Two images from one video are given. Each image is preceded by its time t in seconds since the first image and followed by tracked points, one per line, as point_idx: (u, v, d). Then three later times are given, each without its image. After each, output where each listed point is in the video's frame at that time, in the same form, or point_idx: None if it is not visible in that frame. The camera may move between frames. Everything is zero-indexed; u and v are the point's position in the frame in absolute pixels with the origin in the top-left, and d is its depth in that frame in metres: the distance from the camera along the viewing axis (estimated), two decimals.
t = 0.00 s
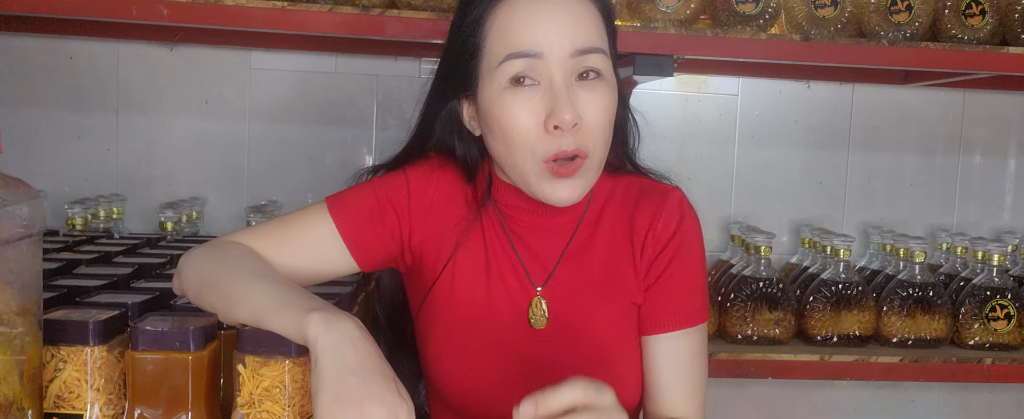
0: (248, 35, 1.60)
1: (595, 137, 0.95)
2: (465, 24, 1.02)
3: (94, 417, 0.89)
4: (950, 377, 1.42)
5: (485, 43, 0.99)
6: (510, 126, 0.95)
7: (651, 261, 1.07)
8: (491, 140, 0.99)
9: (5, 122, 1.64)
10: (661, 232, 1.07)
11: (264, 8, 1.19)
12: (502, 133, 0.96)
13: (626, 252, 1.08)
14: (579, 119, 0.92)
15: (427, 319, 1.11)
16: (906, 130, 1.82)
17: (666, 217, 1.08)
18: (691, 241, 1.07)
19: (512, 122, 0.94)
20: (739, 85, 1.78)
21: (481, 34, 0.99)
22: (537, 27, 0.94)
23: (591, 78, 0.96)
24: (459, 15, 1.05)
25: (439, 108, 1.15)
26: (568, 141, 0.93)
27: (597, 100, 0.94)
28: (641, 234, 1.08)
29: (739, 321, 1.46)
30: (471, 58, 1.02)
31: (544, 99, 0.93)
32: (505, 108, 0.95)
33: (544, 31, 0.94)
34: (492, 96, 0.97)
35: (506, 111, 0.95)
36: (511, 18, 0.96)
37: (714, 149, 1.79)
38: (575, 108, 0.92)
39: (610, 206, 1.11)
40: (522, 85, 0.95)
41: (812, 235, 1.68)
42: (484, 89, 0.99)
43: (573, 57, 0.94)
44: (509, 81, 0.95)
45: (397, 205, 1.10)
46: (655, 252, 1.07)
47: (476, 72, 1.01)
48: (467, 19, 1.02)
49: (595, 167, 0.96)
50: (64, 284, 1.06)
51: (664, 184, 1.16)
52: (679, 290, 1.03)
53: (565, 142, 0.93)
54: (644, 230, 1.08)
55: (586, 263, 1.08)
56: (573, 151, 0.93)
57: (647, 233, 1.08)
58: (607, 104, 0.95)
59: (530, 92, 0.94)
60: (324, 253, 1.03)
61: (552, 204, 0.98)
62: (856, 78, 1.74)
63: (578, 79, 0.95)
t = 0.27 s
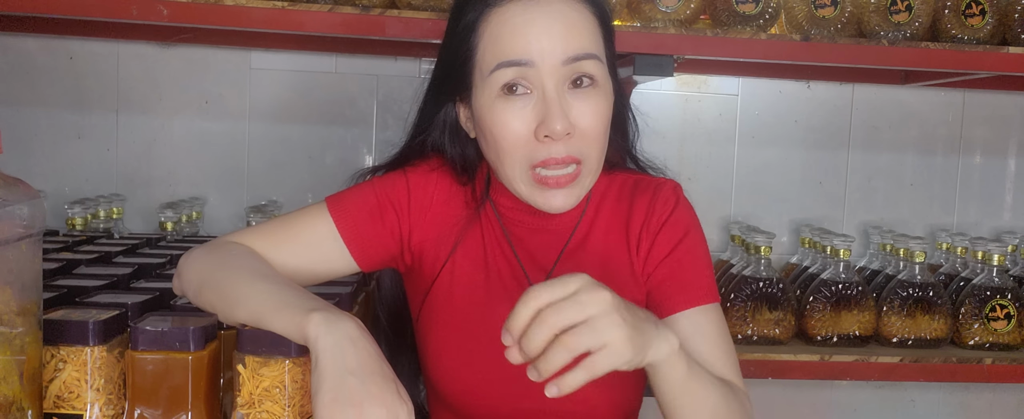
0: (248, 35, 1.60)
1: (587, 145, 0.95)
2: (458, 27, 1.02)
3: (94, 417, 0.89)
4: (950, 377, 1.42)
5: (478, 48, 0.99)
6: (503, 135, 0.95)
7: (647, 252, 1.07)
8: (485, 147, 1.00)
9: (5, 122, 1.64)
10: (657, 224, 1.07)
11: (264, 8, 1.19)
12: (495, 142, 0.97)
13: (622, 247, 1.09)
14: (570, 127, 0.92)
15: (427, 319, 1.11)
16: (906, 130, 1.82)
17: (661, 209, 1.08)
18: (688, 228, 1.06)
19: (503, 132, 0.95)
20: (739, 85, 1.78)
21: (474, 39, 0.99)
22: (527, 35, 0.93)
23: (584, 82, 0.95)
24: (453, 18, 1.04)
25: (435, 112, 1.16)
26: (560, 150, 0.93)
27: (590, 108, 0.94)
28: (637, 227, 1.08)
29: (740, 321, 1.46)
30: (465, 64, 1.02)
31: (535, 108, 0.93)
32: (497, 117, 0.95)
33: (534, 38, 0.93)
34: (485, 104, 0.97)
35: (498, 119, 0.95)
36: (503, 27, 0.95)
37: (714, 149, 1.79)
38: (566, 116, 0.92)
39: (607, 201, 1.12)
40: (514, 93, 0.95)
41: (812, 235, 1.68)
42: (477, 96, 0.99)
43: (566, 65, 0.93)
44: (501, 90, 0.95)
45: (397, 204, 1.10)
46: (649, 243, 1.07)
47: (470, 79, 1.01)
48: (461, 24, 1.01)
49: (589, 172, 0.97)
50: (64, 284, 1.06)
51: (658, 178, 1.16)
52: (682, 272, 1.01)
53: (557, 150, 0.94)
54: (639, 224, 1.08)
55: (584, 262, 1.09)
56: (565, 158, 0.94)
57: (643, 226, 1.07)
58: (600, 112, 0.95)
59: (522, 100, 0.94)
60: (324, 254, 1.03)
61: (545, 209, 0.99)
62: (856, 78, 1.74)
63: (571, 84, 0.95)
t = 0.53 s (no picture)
0: (248, 35, 1.60)
1: (590, 146, 0.94)
2: (460, 30, 1.02)
3: (94, 417, 0.89)
4: (950, 377, 1.42)
5: (480, 51, 0.99)
6: (505, 137, 0.94)
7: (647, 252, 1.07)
8: (488, 150, 0.99)
9: (5, 122, 1.64)
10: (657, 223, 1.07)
11: (264, 8, 1.19)
12: (497, 143, 0.96)
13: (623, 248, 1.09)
14: (573, 128, 0.91)
15: (427, 320, 1.11)
16: (906, 130, 1.82)
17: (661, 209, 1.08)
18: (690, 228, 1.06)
19: (505, 133, 0.94)
20: (739, 85, 1.78)
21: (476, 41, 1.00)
22: (528, 37, 0.93)
23: (586, 84, 0.94)
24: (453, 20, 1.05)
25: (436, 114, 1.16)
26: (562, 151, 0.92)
27: (592, 109, 0.93)
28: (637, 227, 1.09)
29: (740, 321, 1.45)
30: (466, 66, 1.02)
31: (537, 109, 0.92)
32: (499, 118, 0.95)
33: (535, 40, 0.93)
34: (487, 106, 0.96)
35: (500, 121, 0.94)
36: (504, 28, 0.95)
37: (714, 149, 1.79)
38: (569, 117, 0.91)
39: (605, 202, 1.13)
40: (516, 94, 0.94)
41: (812, 235, 1.68)
42: (479, 98, 0.98)
43: (567, 65, 0.93)
44: (502, 91, 0.95)
45: (398, 204, 1.10)
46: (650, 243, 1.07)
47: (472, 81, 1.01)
48: (463, 25, 1.01)
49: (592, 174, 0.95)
50: (64, 284, 1.06)
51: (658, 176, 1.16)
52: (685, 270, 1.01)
53: (560, 152, 0.92)
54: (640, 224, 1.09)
55: (585, 262, 1.08)
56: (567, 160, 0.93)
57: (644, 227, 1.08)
58: (603, 113, 0.94)
59: (523, 102, 0.94)
60: (324, 254, 1.03)
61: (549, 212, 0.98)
62: (856, 78, 1.74)
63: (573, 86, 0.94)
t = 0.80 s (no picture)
0: (248, 35, 1.60)
1: (598, 160, 0.95)
2: (454, 47, 1.01)
3: (94, 417, 0.89)
4: (950, 377, 1.42)
5: (477, 73, 0.98)
6: (516, 161, 0.95)
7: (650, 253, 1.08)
8: (496, 171, 1.00)
9: (4, 122, 1.64)
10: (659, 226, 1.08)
11: (264, 8, 1.19)
12: (507, 166, 0.97)
13: (625, 249, 1.09)
14: (582, 146, 0.93)
15: (428, 319, 1.11)
16: (906, 130, 1.82)
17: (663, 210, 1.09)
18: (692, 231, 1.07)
19: (515, 157, 0.95)
20: (739, 85, 1.78)
21: (472, 62, 0.98)
22: (528, 57, 0.93)
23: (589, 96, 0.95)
24: (445, 40, 1.03)
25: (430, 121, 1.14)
26: (573, 170, 0.94)
27: (597, 124, 0.94)
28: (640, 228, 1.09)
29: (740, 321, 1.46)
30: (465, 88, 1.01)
31: (545, 131, 0.93)
32: (507, 143, 0.95)
33: (536, 60, 0.92)
34: (493, 131, 0.97)
35: (509, 145, 0.95)
36: (502, 52, 0.95)
37: (714, 149, 1.79)
38: (577, 136, 0.92)
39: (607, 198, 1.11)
40: (522, 117, 0.95)
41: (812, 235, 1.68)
42: (483, 123, 0.98)
43: (570, 83, 0.93)
44: (508, 116, 0.95)
45: (398, 205, 1.10)
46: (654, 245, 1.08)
47: (471, 104, 1.00)
48: (458, 44, 1.00)
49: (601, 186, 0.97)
50: (64, 284, 1.06)
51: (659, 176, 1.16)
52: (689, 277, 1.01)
53: (571, 171, 0.94)
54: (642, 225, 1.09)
55: (588, 263, 1.08)
56: (580, 177, 0.94)
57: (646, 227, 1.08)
58: (608, 126, 0.95)
59: (530, 124, 0.94)
60: (324, 254, 1.03)
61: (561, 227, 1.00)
62: (856, 78, 1.74)
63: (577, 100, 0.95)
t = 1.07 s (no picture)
0: (249, 35, 1.60)
1: (596, 159, 0.95)
2: (456, 45, 1.01)
3: (94, 417, 0.89)
4: (950, 377, 1.42)
5: (478, 70, 0.98)
6: (513, 157, 0.95)
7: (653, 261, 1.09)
8: (494, 169, 1.00)
9: (4, 122, 1.64)
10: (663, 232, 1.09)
11: (264, 8, 1.19)
12: (504, 163, 0.97)
13: (627, 252, 1.09)
14: (580, 144, 0.93)
15: (428, 320, 1.11)
16: (906, 130, 1.82)
17: (666, 216, 1.09)
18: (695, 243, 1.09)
19: (512, 153, 0.95)
20: (739, 85, 1.78)
21: (474, 59, 0.98)
22: (530, 54, 0.93)
23: (589, 96, 0.95)
24: (447, 37, 1.04)
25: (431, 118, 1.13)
26: (570, 168, 0.93)
27: (596, 123, 0.94)
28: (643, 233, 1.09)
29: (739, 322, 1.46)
30: (464, 85, 1.01)
31: (544, 128, 0.93)
32: (505, 140, 0.95)
33: (537, 58, 0.92)
34: (491, 127, 0.97)
35: (506, 142, 0.95)
36: (503, 48, 0.95)
37: (714, 149, 1.79)
38: (576, 134, 0.92)
39: (611, 199, 1.11)
40: (520, 114, 0.95)
41: (812, 235, 1.68)
42: (481, 119, 0.98)
43: (570, 82, 0.93)
44: (507, 112, 0.95)
45: (398, 206, 1.10)
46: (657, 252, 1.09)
47: (471, 100, 1.00)
48: (459, 41, 1.00)
49: (598, 185, 0.97)
50: (64, 284, 1.06)
51: (662, 181, 1.16)
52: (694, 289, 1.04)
53: (568, 169, 0.94)
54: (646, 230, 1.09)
55: (588, 266, 1.08)
56: (576, 175, 0.94)
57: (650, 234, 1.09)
58: (607, 125, 0.95)
59: (528, 121, 0.94)
60: (324, 254, 1.03)
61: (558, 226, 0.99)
62: (856, 78, 1.74)
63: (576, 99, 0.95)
